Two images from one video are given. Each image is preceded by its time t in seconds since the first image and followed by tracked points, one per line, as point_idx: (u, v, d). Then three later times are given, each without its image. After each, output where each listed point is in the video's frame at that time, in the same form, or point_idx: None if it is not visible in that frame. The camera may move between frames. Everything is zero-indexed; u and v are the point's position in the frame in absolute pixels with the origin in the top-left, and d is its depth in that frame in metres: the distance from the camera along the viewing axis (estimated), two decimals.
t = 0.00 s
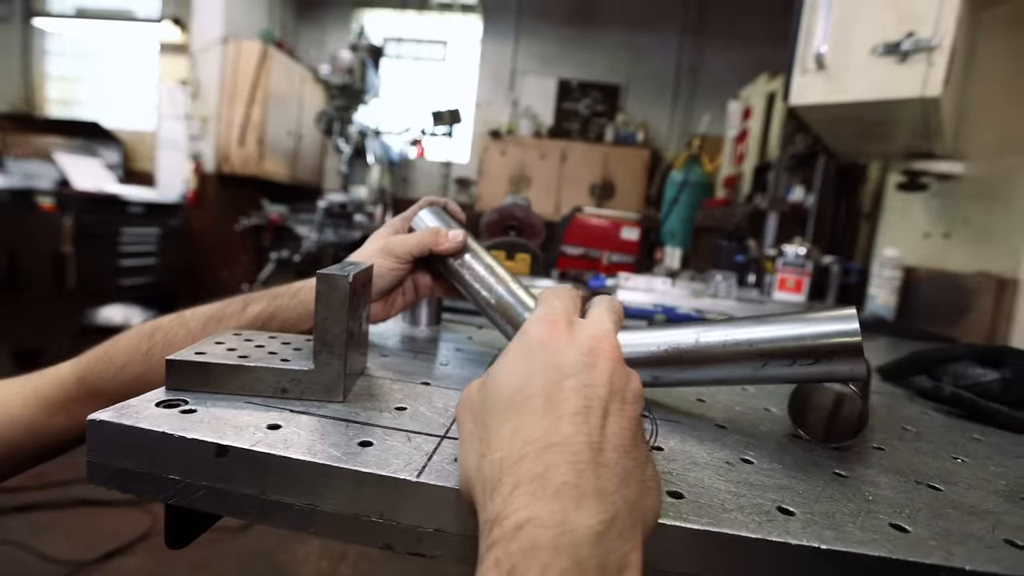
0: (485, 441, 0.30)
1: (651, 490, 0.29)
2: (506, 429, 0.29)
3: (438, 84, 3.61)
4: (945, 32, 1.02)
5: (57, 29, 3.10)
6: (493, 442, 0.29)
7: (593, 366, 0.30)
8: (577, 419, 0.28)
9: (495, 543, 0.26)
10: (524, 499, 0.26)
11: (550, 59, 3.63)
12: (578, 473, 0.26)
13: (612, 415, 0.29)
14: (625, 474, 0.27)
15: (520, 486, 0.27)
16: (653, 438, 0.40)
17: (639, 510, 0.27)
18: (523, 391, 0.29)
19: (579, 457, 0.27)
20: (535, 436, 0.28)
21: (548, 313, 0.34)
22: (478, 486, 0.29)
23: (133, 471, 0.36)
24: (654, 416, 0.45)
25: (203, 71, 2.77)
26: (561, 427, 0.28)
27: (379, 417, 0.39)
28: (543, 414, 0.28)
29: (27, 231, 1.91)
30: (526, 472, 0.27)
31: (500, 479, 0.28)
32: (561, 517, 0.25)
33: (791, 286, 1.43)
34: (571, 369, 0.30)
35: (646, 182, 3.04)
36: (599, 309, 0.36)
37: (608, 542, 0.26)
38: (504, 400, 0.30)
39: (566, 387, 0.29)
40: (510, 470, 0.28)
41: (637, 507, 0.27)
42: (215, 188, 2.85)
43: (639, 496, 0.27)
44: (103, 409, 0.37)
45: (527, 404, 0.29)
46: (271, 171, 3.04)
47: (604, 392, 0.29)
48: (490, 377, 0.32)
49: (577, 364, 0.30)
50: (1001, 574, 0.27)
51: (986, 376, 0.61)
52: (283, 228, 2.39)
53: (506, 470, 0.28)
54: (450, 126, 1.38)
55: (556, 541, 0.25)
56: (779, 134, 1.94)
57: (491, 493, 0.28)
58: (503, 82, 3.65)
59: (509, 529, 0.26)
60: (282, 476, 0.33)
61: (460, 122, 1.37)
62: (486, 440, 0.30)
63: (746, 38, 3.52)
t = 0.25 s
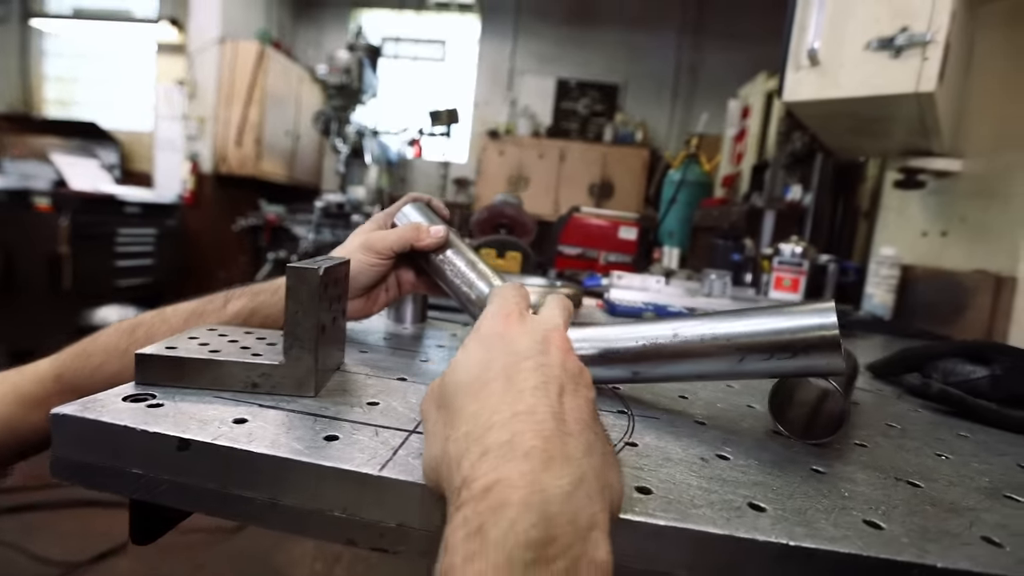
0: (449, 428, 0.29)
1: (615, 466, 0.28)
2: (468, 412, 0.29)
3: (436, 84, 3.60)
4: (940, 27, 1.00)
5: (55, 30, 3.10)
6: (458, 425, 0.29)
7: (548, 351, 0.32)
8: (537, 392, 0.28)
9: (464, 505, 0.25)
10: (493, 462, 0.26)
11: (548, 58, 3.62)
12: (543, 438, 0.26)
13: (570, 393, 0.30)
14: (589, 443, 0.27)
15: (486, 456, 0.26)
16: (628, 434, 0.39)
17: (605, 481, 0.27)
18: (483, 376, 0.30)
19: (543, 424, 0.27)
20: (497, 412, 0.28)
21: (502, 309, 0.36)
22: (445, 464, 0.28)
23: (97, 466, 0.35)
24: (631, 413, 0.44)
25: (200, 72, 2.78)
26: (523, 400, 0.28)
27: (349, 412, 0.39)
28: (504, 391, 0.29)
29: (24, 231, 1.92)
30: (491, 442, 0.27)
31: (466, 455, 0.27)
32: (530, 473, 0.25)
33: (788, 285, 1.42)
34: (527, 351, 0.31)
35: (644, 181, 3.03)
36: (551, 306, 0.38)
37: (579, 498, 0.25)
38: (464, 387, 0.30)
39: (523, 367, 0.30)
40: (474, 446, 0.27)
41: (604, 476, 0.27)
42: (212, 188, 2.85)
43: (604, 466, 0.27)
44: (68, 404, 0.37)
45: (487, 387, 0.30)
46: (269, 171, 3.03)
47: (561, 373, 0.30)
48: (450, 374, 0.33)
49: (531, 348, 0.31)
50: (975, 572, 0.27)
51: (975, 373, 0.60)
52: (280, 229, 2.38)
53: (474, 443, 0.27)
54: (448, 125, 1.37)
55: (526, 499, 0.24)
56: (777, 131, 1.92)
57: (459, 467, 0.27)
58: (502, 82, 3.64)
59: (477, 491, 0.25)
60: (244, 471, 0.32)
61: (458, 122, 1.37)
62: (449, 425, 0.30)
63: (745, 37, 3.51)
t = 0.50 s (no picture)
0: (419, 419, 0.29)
1: (586, 471, 0.28)
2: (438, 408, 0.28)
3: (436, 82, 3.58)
4: (941, 21, 1.01)
5: (53, 27, 3.09)
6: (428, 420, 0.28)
7: (530, 349, 0.31)
8: (510, 394, 0.28)
9: (420, 510, 0.25)
10: (456, 467, 0.26)
11: (549, 56, 3.60)
12: (510, 443, 0.26)
13: (547, 394, 0.29)
14: (559, 450, 0.27)
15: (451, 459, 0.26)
16: (609, 434, 0.39)
17: (574, 489, 0.26)
18: (459, 369, 0.30)
19: (512, 430, 0.26)
20: (468, 410, 0.28)
21: (488, 303, 0.35)
22: (411, 461, 0.28)
23: (67, 463, 0.35)
24: (614, 412, 0.44)
25: (196, 68, 2.77)
26: (495, 403, 0.27)
27: (325, 410, 0.38)
28: (477, 389, 0.28)
29: (19, 230, 1.96)
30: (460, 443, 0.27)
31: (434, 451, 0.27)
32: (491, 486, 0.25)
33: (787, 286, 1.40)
34: (507, 348, 0.30)
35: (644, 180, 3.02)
36: (541, 302, 0.37)
37: (539, 512, 0.25)
38: (440, 378, 0.30)
39: (501, 363, 0.29)
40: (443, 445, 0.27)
41: (571, 484, 0.26)
42: (207, 186, 2.84)
43: (575, 474, 0.27)
44: (38, 401, 0.36)
45: (463, 381, 0.29)
46: (267, 169, 3.02)
47: (541, 372, 0.29)
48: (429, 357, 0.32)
49: (512, 344, 0.30)
50: None
51: (971, 374, 0.59)
52: (277, 228, 2.37)
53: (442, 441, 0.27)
54: (447, 124, 1.36)
55: (482, 509, 0.24)
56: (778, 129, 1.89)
57: (423, 467, 0.27)
58: (502, 80, 3.63)
59: (437, 495, 0.25)
60: (213, 469, 0.32)
61: (457, 121, 1.36)
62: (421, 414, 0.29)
63: (747, 36, 3.49)
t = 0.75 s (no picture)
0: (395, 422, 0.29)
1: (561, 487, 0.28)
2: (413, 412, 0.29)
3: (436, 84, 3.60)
4: (936, 23, 1.01)
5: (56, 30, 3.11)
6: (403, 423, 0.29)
7: (517, 356, 0.30)
8: (485, 407, 0.28)
9: (378, 530, 0.26)
10: (418, 484, 0.26)
11: (548, 58, 3.61)
12: (475, 461, 0.26)
13: (526, 406, 0.29)
14: (531, 467, 0.27)
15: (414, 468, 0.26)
16: (598, 437, 0.39)
17: (540, 508, 0.26)
18: (440, 375, 0.30)
19: (481, 445, 0.26)
20: (441, 421, 0.28)
21: (483, 306, 0.34)
22: (383, 471, 0.28)
23: (58, 465, 0.35)
24: (605, 415, 0.44)
25: (198, 71, 2.78)
26: (468, 415, 0.27)
27: (314, 413, 0.38)
28: (453, 399, 0.28)
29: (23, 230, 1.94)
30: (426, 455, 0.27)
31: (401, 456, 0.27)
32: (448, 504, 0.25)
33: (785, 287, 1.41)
34: (491, 356, 0.30)
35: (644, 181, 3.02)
36: (545, 305, 0.36)
37: (496, 536, 0.25)
38: (418, 383, 0.30)
39: (481, 373, 0.29)
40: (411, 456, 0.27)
41: (539, 501, 0.26)
42: (211, 187, 2.83)
43: (545, 492, 0.27)
44: (29, 403, 0.36)
45: (440, 390, 0.29)
46: (268, 171, 3.03)
47: (524, 383, 0.29)
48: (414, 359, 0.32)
49: (497, 352, 0.30)
50: None
51: (964, 376, 0.59)
52: (277, 229, 2.38)
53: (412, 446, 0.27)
54: (447, 125, 1.37)
55: (435, 529, 0.25)
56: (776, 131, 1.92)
57: (395, 477, 0.27)
58: (502, 82, 3.63)
59: (393, 515, 0.25)
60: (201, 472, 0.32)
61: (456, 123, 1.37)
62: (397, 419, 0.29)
63: (747, 36, 3.49)
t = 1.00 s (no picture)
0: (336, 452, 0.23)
1: (549, 531, 0.23)
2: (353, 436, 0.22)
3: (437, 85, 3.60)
4: (937, 24, 1.01)
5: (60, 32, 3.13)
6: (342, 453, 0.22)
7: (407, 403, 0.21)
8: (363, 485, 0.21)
9: None
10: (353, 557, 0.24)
11: (549, 59, 3.62)
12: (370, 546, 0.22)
13: (506, 447, 0.20)
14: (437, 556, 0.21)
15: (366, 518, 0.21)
16: (596, 440, 0.39)
17: None
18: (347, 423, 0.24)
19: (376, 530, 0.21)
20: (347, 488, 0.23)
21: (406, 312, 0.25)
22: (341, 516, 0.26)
23: (60, 468, 0.35)
24: (602, 418, 0.44)
25: (200, 72, 2.78)
26: (423, 469, 0.20)
27: (313, 416, 0.38)
28: (400, 448, 0.20)
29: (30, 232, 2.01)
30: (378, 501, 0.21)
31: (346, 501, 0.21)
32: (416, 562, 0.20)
33: (786, 289, 1.41)
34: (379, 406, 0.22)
35: (646, 182, 3.02)
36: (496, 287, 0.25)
37: None
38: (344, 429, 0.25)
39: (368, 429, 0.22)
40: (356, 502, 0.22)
41: (524, 559, 0.22)
42: (214, 188, 2.83)
43: None
44: (31, 407, 0.37)
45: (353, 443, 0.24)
46: (269, 171, 3.03)
47: (500, 420, 0.20)
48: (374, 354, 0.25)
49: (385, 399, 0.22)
50: None
51: (964, 379, 0.58)
52: (279, 230, 2.38)
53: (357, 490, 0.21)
54: (448, 127, 1.37)
55: None
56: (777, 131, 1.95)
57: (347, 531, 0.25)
58: (503, 82, 3.64)
59: None
60: (201, 476, 0.32)
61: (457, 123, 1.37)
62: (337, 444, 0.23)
63: (748, 37, 3.49)
